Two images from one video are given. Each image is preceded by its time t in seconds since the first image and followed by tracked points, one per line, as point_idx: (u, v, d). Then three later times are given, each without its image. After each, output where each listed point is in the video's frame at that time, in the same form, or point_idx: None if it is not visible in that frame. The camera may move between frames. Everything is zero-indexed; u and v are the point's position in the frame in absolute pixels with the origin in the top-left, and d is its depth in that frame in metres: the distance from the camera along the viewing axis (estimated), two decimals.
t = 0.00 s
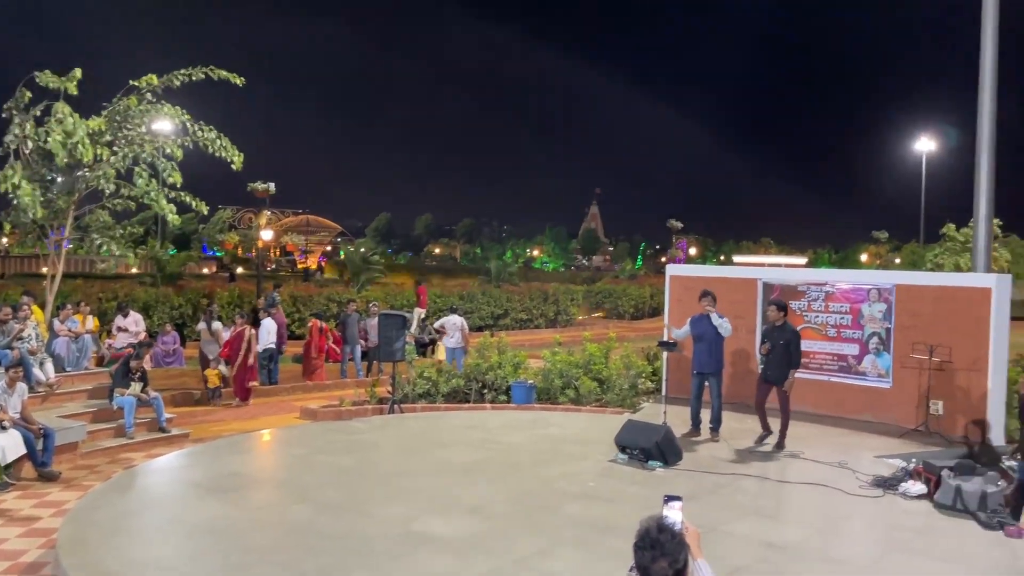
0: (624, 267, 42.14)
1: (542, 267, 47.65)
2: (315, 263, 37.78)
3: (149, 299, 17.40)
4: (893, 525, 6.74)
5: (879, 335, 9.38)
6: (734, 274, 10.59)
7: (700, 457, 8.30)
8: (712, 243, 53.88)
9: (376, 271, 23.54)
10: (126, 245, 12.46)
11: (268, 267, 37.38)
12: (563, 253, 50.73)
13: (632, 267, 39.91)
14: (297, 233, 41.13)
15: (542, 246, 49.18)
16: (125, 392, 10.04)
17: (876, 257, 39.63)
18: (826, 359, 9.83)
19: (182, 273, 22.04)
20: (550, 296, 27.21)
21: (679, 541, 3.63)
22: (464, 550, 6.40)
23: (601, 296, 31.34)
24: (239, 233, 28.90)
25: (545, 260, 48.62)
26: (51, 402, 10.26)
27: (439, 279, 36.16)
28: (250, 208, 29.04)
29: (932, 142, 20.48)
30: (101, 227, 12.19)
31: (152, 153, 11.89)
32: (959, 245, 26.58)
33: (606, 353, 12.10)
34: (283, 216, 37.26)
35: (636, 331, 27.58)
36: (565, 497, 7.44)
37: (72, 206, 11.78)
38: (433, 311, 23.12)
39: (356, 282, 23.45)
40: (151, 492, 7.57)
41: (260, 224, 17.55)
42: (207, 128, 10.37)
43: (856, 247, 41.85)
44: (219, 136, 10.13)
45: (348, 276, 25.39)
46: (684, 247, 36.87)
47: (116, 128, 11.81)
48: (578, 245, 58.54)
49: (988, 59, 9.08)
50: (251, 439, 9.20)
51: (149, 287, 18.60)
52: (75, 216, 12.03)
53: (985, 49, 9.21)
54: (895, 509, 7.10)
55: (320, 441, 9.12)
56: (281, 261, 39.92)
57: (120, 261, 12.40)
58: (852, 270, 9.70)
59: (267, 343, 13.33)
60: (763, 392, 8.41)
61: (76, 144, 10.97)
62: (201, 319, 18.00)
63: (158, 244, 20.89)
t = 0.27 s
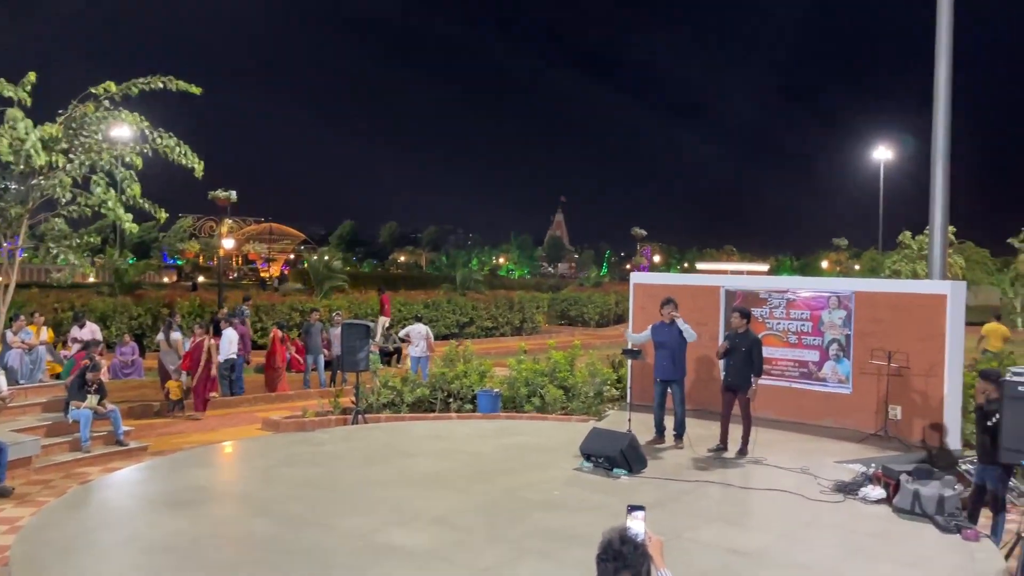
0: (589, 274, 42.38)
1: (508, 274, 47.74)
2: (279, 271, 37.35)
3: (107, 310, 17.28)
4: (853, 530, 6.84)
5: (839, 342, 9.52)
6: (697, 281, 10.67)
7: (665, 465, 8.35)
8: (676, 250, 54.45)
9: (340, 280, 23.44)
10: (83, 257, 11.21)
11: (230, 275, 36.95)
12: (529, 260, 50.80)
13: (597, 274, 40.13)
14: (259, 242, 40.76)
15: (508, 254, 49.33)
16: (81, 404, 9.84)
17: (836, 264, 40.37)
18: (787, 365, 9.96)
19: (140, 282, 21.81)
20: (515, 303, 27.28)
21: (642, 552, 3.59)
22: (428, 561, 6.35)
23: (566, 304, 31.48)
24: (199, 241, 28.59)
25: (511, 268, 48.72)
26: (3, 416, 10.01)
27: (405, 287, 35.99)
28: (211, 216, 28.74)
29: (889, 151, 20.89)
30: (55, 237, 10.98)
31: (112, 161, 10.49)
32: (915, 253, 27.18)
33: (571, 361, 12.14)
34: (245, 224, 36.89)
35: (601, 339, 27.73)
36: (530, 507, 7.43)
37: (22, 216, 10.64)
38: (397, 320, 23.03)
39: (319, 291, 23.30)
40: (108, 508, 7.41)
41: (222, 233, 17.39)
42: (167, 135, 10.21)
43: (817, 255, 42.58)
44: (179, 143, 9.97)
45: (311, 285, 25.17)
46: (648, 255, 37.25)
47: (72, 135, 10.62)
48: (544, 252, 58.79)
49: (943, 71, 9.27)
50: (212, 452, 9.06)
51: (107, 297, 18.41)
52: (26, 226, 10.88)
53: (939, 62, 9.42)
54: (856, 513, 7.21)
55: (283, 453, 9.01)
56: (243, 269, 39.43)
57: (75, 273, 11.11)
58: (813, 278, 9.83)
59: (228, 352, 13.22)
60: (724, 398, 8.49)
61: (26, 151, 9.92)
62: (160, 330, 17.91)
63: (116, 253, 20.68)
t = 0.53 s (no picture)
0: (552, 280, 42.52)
1: (472, 280, 47.69)
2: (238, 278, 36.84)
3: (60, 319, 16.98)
4: (812, 534, 6.93)
5: (797, 347, 9.67)
6: (659, 288, 10.76)
7: (627, 472, 8.38)
8: (639, 255, 54.88)
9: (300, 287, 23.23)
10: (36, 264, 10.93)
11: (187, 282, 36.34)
12: (493, 265, 50.83)
13: (560, 279, 40.30)
14: (217, 249, 40.17)
15: (472, 259, 49.30)
16: (31, 417, 9.54)
17: (795, 269, 41.07)
18: (747, 371, 10.08)
19: (94, 291, 21.41)
20: (478, 310, 27.27)
21: (603, 562, 3.54)
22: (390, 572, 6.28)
23: (530, 309, 31.55)
24: (155, 248, 28.09)
25: (474, 273, 48.68)
26: None
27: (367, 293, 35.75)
28: (168, 223, 28.26)
29: (845, 158, 21.28)
30: (8, 244, 10.69)
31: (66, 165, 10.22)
32: (870, 259, 27.77)
33: (534, 368, 12.15)
34: (203, 230, 36.32)
35: (564, 345, 27.84)
36: (493, 516, 7.41)
37: None
38: (359, 327, 22.86)
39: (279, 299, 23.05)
40: (60, 523, 7.20)
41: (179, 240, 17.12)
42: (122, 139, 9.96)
43: (776, 260, 43.27)
44: (135, 148, 9.76)
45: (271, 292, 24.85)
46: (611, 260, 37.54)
47: (22, 140, 10.28)
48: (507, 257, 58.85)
49: (897, 82, 9.46)
50: (169, 464, 8.88)
51: (60, 305, 18.07)
52: None
53: (892, 74, 9.61)
54: (815, 517, 7.30)
55: (242, 464, 8.86)
56: (201, 275, 38.79)
57: (29, 280, 10.84)
58: (772, 284, 9.98)
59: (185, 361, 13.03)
60: (683, 403, 8.56)
61: None
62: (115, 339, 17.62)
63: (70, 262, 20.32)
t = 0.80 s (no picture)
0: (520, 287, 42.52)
1: (439, 286, 47.54)
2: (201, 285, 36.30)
3: (17, 328, 16.65)
4: (778, 538, 6.99)
5: (764, 352, 9.78)
6: (627, 293, 10.81)
7: (596, 477, 8.39)
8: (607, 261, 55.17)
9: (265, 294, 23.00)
10: None
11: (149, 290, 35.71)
12: (462, 270, 50.71)
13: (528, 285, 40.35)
14: (181, 255, 39.52)
15: (440, 265, 49.13)
16: None
17: (761, 274, 41.53)
18: (715, 376, 10.16)
19: (53, 299, 21.00)
20: (447, 316, 27.18)
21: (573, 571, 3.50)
22: None
23: (498, 315, 31.54)
24: (116, 254, 27.57)
25: (442, 280, 48.52)
26: None
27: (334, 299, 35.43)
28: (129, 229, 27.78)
29: (808, 165, 21.60)
30: None
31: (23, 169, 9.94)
32: (833, 264, 28.18)
33: (502, 375, 12.14)
34: (166, 236, 35.75)
35: (532, 351, 27.86)
36: (462, 524, 7.36)
37: None
38: (326, 334, 22.66)
39: (244, 306, 22.76)
40: (17, 536, 6.99)
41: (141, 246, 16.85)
42: (82, 144, 9.72)
43: (742, 265, 43.77)
44: (96, 153, 9.55)
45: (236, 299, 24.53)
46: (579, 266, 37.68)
47: None
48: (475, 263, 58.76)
49: (858, 92, 9.61)
50: (131, 475, 8.69)
51: (18, 313, 17.71)
52: None
53: (854, 82, 9.75)
54: (782, 521, 7.37)
55: (206, 474, 8.70)
56: (163, 283, 38.15)
57: None
58: (739, 290, 10.07)
59: (148, 370, 12.84)
60: (650, 408, 8.59)
61: None
62: (74, 347, 17.32)
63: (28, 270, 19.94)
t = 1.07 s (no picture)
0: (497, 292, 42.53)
1: (416, 292, 47.41)
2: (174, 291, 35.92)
3: None
4: (754, 541, 7.04)
5: (739, 356, 9.85)
6: (603, 298, 10.85)
7: (573, 483, 8.42)
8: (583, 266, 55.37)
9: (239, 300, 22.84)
10: None
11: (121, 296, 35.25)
12: (439, 275, 50.59)
13: (505, 290, 40.40)
14: (154, 260, 39.07)
15: (416, 270, 48.98)
16: None
17: (735, 278, 41.85)
18: (691, 380, 10.23)
19: (22, 306, 20.70)
20: (423, 322, 27.12)
21: None
22: None
23: (475, 320, 31.53)
24: (87, 260, 27.19)
25: (418, 285, 48.42)
26: None
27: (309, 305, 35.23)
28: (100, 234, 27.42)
29: (781, 170, 21.82)
30: None
31: None
32: (806, 269, 28.49)
33: (479, 380, 12.13)
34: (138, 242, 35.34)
35: (509, 356, 27.87)
36: (439, 530, 7.34)
37: None
38: (300, 340, 22.52)
39: (218, 313, 22.55)
40: None
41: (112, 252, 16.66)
42: (52, 151, 9.59)
43: (717, 270, 44.12)
44: (66, 159, 9.41)
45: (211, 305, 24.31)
46: (555, 272, 37.82)
47: None
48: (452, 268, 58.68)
49: (830, 97, 9.73)
50: (103, 485, 8.57)
51: None
52: None
53: (827, 90, 9.87)
54: (757, 525, 7.43)
55: (180, 483, 8.60)
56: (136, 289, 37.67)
57: None
58: (714, 295, 10.14)
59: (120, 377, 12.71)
60: (626, 412, 8.63)
61: None
62: (45, 354, 17.12)
63: None
